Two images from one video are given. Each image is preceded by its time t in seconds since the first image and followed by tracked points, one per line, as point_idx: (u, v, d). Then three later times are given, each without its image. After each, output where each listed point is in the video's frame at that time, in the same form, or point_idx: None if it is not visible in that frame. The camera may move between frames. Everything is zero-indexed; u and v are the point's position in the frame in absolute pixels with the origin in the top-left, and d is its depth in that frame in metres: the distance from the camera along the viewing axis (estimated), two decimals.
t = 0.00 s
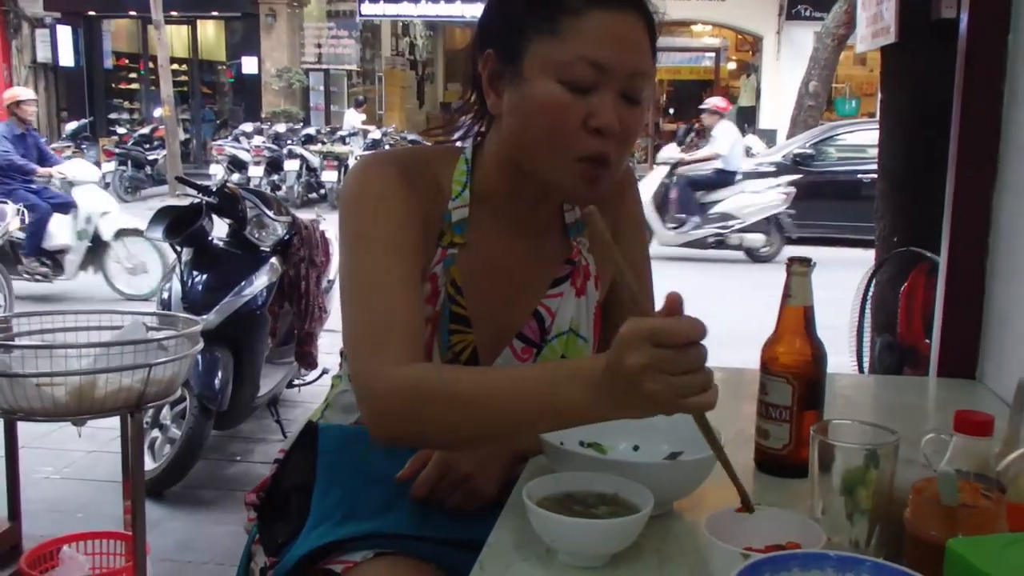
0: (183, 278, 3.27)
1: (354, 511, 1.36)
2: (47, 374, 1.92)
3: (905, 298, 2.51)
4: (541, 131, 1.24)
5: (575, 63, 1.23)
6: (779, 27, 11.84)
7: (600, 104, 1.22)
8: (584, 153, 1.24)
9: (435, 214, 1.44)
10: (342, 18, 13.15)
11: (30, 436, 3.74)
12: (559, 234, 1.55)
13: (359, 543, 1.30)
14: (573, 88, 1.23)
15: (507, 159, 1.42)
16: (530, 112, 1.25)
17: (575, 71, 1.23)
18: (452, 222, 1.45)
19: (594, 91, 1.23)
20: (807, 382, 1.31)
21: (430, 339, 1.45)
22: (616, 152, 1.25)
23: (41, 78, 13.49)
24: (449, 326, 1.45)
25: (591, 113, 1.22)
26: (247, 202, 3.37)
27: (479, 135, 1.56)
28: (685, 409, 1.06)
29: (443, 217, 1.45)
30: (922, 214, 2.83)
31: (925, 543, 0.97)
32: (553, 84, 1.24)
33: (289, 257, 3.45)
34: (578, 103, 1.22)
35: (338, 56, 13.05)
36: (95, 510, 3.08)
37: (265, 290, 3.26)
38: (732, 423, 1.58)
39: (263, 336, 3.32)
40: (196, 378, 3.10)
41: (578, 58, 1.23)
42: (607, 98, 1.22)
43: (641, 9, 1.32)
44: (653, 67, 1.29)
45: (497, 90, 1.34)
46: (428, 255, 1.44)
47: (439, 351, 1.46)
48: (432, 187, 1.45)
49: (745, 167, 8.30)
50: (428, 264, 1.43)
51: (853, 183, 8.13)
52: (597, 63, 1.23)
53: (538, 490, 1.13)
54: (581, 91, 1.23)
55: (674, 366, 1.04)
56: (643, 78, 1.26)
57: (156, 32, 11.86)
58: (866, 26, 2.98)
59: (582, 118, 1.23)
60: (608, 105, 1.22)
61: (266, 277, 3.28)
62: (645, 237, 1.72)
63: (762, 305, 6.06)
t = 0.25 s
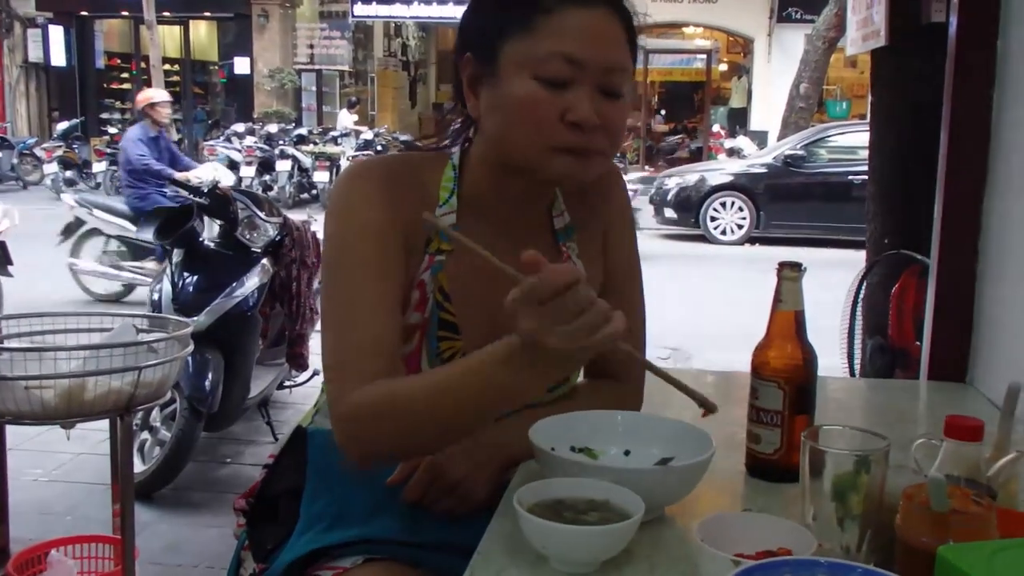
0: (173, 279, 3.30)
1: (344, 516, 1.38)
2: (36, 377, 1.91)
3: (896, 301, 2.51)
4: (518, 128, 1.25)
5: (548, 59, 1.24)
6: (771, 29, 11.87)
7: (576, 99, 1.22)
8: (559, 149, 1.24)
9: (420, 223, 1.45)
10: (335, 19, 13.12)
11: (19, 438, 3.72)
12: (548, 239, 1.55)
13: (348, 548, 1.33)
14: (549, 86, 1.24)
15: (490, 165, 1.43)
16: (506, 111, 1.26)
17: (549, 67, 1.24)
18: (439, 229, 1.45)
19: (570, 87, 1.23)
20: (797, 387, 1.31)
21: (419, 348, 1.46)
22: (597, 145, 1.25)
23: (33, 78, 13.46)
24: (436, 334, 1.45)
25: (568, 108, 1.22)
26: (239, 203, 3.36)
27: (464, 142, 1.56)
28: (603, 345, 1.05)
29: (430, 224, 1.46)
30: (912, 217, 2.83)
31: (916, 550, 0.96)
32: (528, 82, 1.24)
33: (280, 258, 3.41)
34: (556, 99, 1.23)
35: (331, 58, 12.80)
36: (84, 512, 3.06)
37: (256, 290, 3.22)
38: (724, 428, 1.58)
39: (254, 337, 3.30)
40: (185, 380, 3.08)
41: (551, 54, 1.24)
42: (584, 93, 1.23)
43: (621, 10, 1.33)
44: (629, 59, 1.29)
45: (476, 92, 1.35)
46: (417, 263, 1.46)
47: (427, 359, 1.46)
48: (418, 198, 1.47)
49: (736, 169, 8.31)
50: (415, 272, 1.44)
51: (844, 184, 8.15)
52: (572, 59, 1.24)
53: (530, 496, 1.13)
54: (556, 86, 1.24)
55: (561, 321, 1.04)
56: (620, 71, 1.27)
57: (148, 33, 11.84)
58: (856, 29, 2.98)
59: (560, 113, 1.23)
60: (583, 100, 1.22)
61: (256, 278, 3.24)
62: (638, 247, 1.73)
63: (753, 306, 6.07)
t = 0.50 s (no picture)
0: (163, 281, 3.28)
1: (331, 518, 1.40)
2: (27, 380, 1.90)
3: (884, 302, 2.53)
4: (471, 126, 1.30)
5: (495, 52, 1.30)
6: (760, 29, 11.90)
7: (527, 94, 1.28)
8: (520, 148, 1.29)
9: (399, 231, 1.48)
10: (324, 21, 13.08)
11: (8, 441, 3.70)
12: (532, 244, 1.57)
13: (334, 550, 1.35)
14: (502, 80, 1.30)
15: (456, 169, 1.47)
16: (458, 107, 1.31)
17: (499, 60, 1.30)
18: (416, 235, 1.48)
19: (522, 81, 1.29)
20: (785, 387, 1.31)
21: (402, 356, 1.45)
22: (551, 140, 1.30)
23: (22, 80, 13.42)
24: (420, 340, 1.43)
25: (521, 102, 1.28)
26: (228, 206, 3.36)
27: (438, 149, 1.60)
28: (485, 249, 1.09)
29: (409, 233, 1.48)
30: (900, 216, 2.85)
31: (903, 548, 0.97)
32: (480, 77, 1.30)
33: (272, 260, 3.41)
34: (508, 94, 1.28)
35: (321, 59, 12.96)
36: (74, 516, 3.05)
37: (246, 293, 3.23)
38: (713, 429, 1.59)
39: (244, 339, 3.29)
40: (175, 383, 3.08)
41: (497, 47, 1.30)
42: (534, 87, 1.29)
43: (580, 5, 1.40)
44: (584, 51, 1.35)
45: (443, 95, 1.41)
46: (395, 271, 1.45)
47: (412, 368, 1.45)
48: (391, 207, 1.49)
49: (725, 169, 8.32)
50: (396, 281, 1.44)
51: (833, 184, 8.19)
52: (519, 50, 1.30)
53: (518, 499, 1.13)
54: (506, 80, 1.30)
55: (427, 244, 1.07)
56: (572, 61, 1.32)
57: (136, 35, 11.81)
58: (845, 30, 3.00)
59: (513, 109, 1.28)
60: (536, 96, 1.28)
61: (247, 281, 3.25)
62: (622, 255, 1.78)
63: (743, 306, 6.09)
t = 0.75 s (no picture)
0: (155, 285, 3.26)
1: (323, 524, 1.40)
2: (18, 385, 1.89)
3: (877, 303, 2.53)
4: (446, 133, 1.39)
5: (460, 58, 1.39)
6: (751, 31, 11.94)
7: (497, 101, 1.37)
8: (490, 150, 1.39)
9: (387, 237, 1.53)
10: (316, 24, 13.04)
11: None
12: (521, 248, 1.60)
13: (323, 557, 1.34)
14: (472, 86, 1.39)
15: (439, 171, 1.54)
16: (432, 114, 1.40)
17: (466, 66, 1.39)
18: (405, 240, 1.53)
19: (489, 86, 1.39)
20: (780, 390, 1.31)
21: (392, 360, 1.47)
22: (523, 140, 1.40)
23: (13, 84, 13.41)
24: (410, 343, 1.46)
25: (489, 107, 1.37)
26: (220, 209, 3.35)
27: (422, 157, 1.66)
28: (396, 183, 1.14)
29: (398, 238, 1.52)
30: (892, 218, 2.86)
31: (894, 552, 0.97)
32: (446, 86, 1.39)
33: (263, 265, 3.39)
34: (474, 101, 1.38)
35: (313, 62, 13.08)
36: (65, 520, 3.04)
37: (238, 296, 3.20)
38: (706, 432, 1.59)
39: (236, 343, 3.29)
40: (168, 386, 3.08)
41: (461, 53, 1.40)
42: (503, 91, 1.39)
43: (549, 9, 1.48)
44: (549, 49, 1.44)
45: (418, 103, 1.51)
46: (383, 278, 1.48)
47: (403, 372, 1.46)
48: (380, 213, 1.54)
49: (718, 171, 8.34)
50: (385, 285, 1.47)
51: (825, 185, 8.21)
52: (483, 56, 1.39)
53: (513, 503, 1.13)
54: (476, 87, 1.39)
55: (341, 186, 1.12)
56: (539, 64, 1.42)
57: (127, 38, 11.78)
58: (836, 31, 3.00)
59: (481, 114, 1.38)
60: (505, 102, 1.38)
61: (239, 283, 3.22)
62: (615, 259, 1.78)
63: (736, 308, 6.10)
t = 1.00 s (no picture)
0: (149, 289, 3.25)
1: (316, 529, 1.41)
2: (12, 390, 1.89)
3: (869, 306, 2.54)
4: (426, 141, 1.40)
5: (436, 65, 1.40)
6: (742, 34, 11.96)
7: (474, 106, 1.39)
8: (466, 153, 1.40)
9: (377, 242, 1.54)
10: (308, 27, 12.96)
11: None
12: (510, 254, 1.61)
13: (318, 561, 1.34)
14: (450, 92, 1.40)
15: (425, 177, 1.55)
16: (412, 122, 1.42)
17: (443, 73, 1.40)
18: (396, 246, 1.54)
19: (467, 91, 1.40)
20: (772, 393, 1.32)
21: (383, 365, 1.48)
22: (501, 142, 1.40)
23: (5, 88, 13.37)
24: (401, 348, 1.49)
25: (465, 113, 1.39)
26: (213, 213, 3.34)
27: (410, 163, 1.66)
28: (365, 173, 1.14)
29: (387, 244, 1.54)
30: (884, 219, 2.87)
31: (889, 555, 0.98)
32: (424, 93, 1.40)
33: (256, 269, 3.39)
34: (452, 105, 1.39)
35: (305, 65, 13.02)
36: (59, 525, 3.03)
37: (232, 299, 3.23)
38: (700, 435, 1.60)
39: (229, 347, 3.28)
40: (161, 390, 3.06)
41: (436, 60, 1.40)
42: (480, 94, 1.40)
43: (527, 12, 1.48)
44: (526, 52, 1.45)
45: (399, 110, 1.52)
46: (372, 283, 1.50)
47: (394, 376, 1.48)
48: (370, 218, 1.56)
49: (710, 173, 8.35)
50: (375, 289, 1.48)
51: (817, 187, 8.24)
52: (460, 63, 1.40)
53: (506, 508, 1.13)
54: (453, 92, 1.40)
55: (308, 178, 1.12)
56: (516, 68, 1.42)
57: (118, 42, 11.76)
58: (828, 34, 3.01)
59: (459, 118, 1.39)
60: (481, 107, 1.39)
61: (232, 288, 3.26)
62: (605, 260, 1.78)
63: (728, 310, 6.12)
